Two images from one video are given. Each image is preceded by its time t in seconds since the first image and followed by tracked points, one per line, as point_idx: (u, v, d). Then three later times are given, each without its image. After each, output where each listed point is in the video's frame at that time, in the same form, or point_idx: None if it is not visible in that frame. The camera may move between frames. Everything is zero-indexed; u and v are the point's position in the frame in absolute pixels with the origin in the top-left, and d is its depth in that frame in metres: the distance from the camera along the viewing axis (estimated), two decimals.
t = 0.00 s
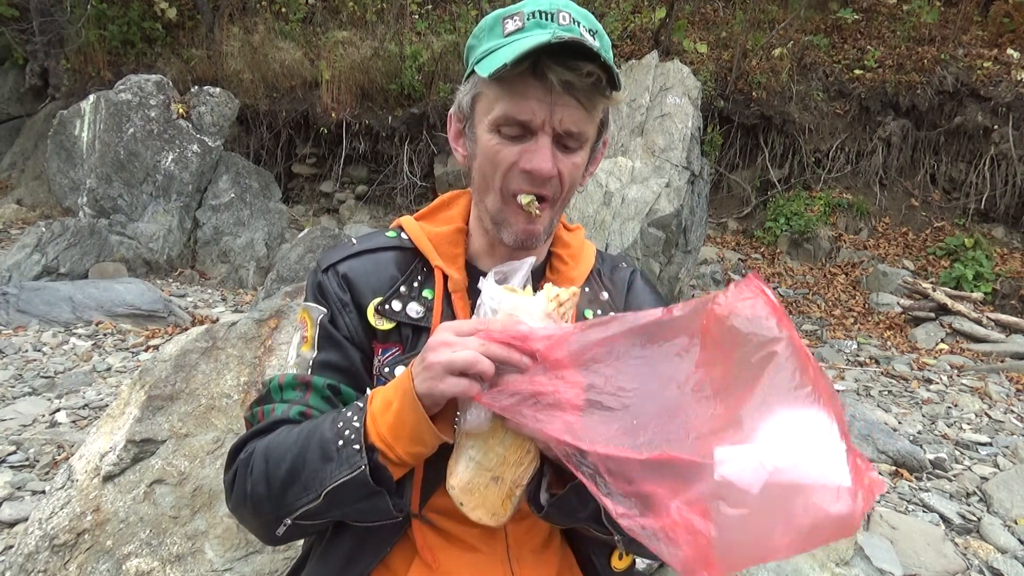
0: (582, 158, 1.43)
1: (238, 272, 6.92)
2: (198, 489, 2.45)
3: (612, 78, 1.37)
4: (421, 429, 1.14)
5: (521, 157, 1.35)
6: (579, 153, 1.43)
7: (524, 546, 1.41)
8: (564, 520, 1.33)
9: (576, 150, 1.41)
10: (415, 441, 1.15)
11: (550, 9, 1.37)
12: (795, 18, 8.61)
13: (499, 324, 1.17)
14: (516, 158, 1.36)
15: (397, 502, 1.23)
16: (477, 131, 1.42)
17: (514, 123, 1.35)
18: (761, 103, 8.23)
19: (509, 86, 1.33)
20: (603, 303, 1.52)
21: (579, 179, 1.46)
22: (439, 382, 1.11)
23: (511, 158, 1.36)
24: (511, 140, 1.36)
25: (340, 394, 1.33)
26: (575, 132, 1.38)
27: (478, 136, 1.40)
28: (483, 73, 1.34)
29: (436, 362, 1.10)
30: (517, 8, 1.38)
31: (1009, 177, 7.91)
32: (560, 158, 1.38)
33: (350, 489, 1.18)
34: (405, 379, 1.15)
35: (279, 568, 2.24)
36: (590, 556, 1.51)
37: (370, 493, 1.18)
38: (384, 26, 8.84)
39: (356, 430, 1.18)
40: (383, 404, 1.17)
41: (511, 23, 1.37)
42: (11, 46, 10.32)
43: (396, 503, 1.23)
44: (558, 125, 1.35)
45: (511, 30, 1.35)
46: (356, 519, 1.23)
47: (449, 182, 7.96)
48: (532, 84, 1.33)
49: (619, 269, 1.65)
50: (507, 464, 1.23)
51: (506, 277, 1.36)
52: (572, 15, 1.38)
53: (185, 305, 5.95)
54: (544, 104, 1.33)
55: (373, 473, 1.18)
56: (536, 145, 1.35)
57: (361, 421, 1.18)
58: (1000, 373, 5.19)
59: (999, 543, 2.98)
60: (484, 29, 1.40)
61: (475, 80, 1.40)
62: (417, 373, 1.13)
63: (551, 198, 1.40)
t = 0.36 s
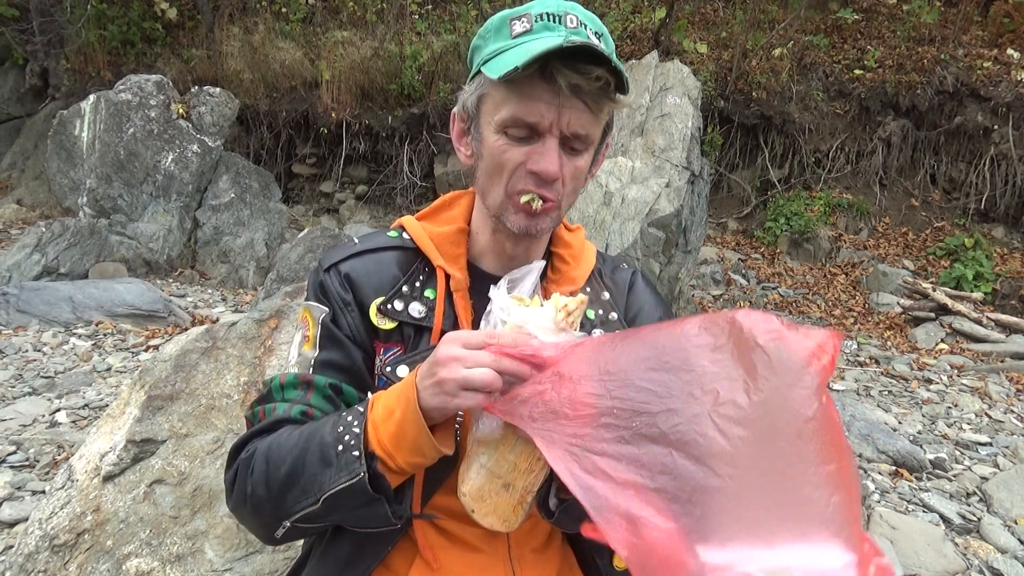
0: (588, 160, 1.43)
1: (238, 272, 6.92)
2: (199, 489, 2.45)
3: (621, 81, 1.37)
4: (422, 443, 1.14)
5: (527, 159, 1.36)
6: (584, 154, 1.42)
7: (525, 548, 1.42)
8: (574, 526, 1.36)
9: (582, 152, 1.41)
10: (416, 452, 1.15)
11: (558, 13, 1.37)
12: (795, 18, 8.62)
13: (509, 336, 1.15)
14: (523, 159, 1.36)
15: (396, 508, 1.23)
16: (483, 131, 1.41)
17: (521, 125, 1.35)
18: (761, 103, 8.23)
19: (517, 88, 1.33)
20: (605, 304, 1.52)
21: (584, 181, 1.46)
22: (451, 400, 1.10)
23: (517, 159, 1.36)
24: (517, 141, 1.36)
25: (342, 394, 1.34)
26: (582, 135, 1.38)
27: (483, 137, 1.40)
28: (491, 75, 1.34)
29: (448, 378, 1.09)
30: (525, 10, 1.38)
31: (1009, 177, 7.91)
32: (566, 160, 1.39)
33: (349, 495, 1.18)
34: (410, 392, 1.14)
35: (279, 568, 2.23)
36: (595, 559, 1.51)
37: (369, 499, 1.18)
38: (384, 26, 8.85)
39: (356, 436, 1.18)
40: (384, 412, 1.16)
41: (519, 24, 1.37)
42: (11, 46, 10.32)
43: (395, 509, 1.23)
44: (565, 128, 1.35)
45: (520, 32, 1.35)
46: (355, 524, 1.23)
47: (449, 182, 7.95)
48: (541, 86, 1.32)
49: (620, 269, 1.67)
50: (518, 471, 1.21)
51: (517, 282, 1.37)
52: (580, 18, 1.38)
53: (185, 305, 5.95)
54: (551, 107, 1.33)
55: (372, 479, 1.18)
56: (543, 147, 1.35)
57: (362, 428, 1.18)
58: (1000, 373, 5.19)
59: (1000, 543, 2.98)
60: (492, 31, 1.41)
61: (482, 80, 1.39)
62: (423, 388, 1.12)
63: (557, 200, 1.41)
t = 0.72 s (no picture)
0: (594, 155, 1.45)
1: (238, 272, 6.92)
2: (198, 489, 2.45)
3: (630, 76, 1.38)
4: (434, 423, 1.16)
5: (536, 152, 1.36)
6: (592, 149, 1.45)
7: (526, 547, 1.43)
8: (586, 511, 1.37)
9: (589, 147, 1.43)
10: (424, 433, 1.17)
11: (565, 11, 1.38)
12: (795, 18, 8.63)
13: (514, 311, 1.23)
14: (532, 154, 1.37)
15: (402, 495, 1.23)
16: (490, 128, 1.41)
17: (530, 118, 1.36)
18: (761, 103, 8.23)
19: (526, 81, 1.34)
20: (607, 304, 1.54)
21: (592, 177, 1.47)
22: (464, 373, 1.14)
23: (526, 153, 1.37)
24: (525, 135, 1.37)
25: (343, 390, 1.34)
26: (590, 128, 1.39)
27: (491, 133, 1.40)
28: (500, 68, 1.35)
29: (460, 352, 1.13)
30: (532, 8, 1.38)
31: (1009, 177, 7.91)
32: (574, 155, 1.40)
33: (354, 481, 1.19)
34: (420, 370, 1.17)
35: (279, 568, 2.23)
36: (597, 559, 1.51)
37: (376, 484, 1.20)
38: (384, 26, 8.85)
39: (363, 421, 1.20)
40: (391, 397, 1.19)
41: (526, 20, 1.37)
42: (11, 46, 10.33)
43: (402, 495, 1.24)
44: (574, 121, 1.37)
45: (528, 28, 1.35)
46: (360, 512, 1.24)
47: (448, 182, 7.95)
48: (550, 80, 1.34)
49: (623, 269, 1.68)
50: (530, 457, 1.28)
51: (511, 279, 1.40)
52: (587, 16, 1.39)
53: (185, 305, 5.95)
54: (560, 99, 1.34)
55: (380, 465, 1.20)
56: (551, 140, 1.36)
57: (368, 414, 1.20)
58: (1000, 373, 5.19)
59: (1000, 543, 2.98)
60: (497, 30, 1.40)
61: (490, 78, 1.39)
62: (434, 366, 1.16)
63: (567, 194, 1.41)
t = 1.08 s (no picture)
0: (602, 203, 1.42)
1: (238, 272, 6.92)
2: (198, 489, 2.46)
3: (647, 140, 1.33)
4: (444, 415, 1.17)
5: (540, 196, 1.36)
6: (601, 197, 1.41)
7: (530, 550, 1.43)
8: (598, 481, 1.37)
9: (599, 196, 1.40)
10: (432, 430, 1.18)
11: (601, 46, 1.35)
12: (795, 18, 8.64)
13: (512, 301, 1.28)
14: (538, 196, 1.36)
15: (412, 490, 1.24)
16: (504, 156, 1.40)
17: (540, 164, 1.34)
18: (761, 103, 8.23)
19: (543, 130, 1.30)
20: (613, 308, 1.57)
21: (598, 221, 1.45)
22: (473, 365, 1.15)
23: (529, 195, 1.37)
24: (535, 177, 1.36)
25: (346, 392, 1.34)
26: (602, 182, 1.36)
27: (503, 162, 1.40)
28: (519, 108, 1.32)
29: (467, 347, 1.14)
30: (566, 35, 1.36)
31: (1009, 177, 7.91)
32: (581, 204, 1.38)
33: (363, 479, 1.19)
34: (424, 365, 1.18)
35: (279, 568, 2.24)
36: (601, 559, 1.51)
37: (385, 482, 1.20)
38: (384, 26, 8.85)
39: (371, 419, 1.20)
40: (398, 394, 1.20)
41: (558, 52, 1.36)
42: (11, 46, 10.33)
43: (410, 491, 1.24)
44: (585, 174, 1.34)
45: (556, 62, 1.35)
46: (368, 510, 1.24)
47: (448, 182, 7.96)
48: (567, 132, 1.30)
49: (630, 272, 1.70)
50: (544, 440, 1.34)
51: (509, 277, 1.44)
52: (622, 53, 1.37)
53: (185, 305, 5.95)
54: (573, 153, 1.31)
55: (389, 462, 1.20)
56: (557, 188, 1.34)
57: (376, 413, 1.20)
58: (1000, 373, 5.19)
59: (999, 543, 2.98)
60: (529, 48, 1.39)
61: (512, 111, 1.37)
62: (440, 361, 1.17)
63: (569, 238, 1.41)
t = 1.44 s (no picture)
0: (602, 225, 1.40)
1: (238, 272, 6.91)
2: (198, 489, 2.46)
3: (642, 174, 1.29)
4: (455, 406, 1.17)
5: (537, 228, 1.35)
6: (600, 220, 1.39)
7: (532, 552, 1.43)
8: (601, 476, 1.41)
9: (597, 221, 1.38)
10: (441, 424, 1.19)
11: (593, 72, 1.31)
12: (795, 18, 8.64)
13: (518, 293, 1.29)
14: (534, 225, 1.35)
15: (419, 489, 1.24)
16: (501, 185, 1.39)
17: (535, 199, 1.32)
18: (761, 103, 8.23)
19: (534, 169, 1.27)
20: (620, 314, 1.58)
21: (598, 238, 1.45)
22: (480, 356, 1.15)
23: (526, 226, 1.36)
24: (531, 210, 1.34)
25: (353, 393, 1.34)
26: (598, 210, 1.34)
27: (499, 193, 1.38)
28: (508, 144, 1.31)
29: (471, 335, 1.16)
30: (558, 60, 1.32)
31: (1009, 177, 7.91)
32: (578, 231, 1.36)
33: (372, 476, 1.20)
34: (432, 361, 1.18)
35: (278, 568, 2.23)
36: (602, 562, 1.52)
37: (394, 479, 1.20)
38: (384, 26, 8.85)
39: (380, 417, 1.20)
40: (407, 390, 1.20)
41: (549, 80, 1.32)
42: (11, 46, 10.32)
43: (418, 489, 1.25)
44: (581, 205, 1.32)
45: (547, 91, 1.32)
46: (376, 508, 1.25)
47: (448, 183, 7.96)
48: (559, 170, 1.26)
49: (636, 277, 1.70)
50: (552, 438, 1.34)
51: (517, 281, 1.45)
52: (617, 78, 1.32)
53: (185, 305, 5.95)
54: (567, 189, 1.28)
55: (398, 459, 1.20)
56: (553, 221, 1.33)
57: (384, 411, 1.20)
58: (1000, 373, 5.19)
59: (1000, 543, 2.98)
60: (522, 72, 1.36)
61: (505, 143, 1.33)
62: (447, 351, 1.17)
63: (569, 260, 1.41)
